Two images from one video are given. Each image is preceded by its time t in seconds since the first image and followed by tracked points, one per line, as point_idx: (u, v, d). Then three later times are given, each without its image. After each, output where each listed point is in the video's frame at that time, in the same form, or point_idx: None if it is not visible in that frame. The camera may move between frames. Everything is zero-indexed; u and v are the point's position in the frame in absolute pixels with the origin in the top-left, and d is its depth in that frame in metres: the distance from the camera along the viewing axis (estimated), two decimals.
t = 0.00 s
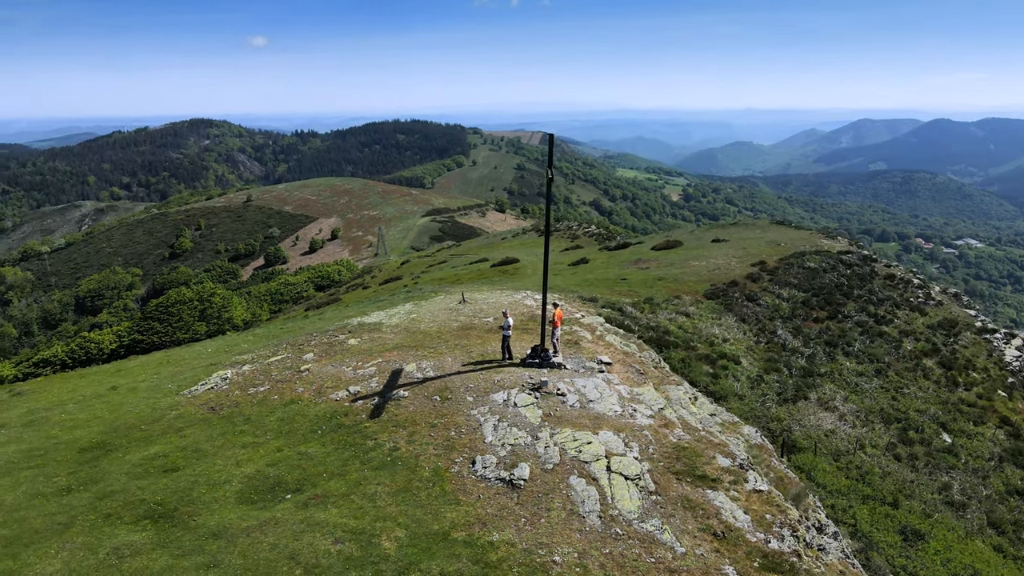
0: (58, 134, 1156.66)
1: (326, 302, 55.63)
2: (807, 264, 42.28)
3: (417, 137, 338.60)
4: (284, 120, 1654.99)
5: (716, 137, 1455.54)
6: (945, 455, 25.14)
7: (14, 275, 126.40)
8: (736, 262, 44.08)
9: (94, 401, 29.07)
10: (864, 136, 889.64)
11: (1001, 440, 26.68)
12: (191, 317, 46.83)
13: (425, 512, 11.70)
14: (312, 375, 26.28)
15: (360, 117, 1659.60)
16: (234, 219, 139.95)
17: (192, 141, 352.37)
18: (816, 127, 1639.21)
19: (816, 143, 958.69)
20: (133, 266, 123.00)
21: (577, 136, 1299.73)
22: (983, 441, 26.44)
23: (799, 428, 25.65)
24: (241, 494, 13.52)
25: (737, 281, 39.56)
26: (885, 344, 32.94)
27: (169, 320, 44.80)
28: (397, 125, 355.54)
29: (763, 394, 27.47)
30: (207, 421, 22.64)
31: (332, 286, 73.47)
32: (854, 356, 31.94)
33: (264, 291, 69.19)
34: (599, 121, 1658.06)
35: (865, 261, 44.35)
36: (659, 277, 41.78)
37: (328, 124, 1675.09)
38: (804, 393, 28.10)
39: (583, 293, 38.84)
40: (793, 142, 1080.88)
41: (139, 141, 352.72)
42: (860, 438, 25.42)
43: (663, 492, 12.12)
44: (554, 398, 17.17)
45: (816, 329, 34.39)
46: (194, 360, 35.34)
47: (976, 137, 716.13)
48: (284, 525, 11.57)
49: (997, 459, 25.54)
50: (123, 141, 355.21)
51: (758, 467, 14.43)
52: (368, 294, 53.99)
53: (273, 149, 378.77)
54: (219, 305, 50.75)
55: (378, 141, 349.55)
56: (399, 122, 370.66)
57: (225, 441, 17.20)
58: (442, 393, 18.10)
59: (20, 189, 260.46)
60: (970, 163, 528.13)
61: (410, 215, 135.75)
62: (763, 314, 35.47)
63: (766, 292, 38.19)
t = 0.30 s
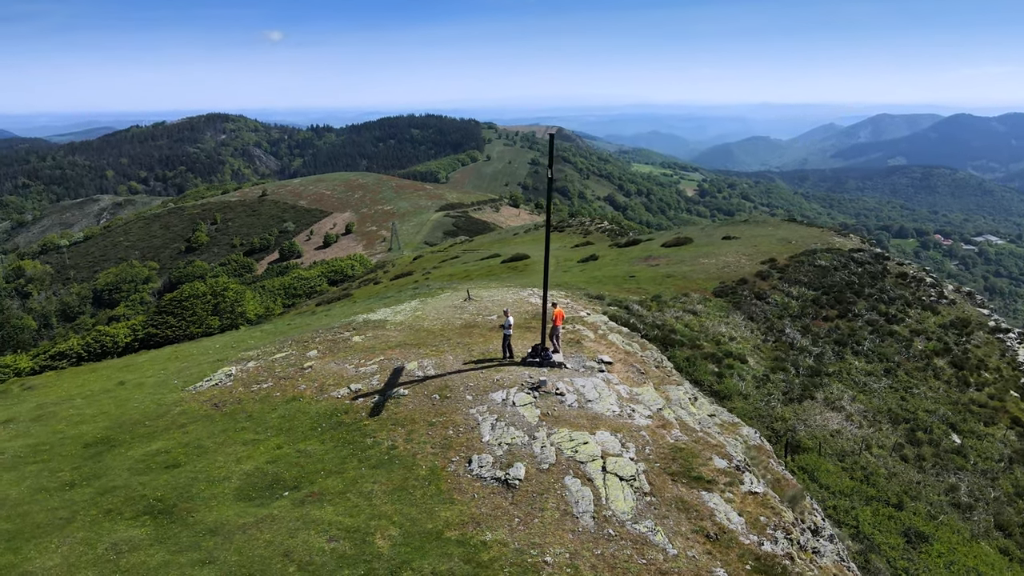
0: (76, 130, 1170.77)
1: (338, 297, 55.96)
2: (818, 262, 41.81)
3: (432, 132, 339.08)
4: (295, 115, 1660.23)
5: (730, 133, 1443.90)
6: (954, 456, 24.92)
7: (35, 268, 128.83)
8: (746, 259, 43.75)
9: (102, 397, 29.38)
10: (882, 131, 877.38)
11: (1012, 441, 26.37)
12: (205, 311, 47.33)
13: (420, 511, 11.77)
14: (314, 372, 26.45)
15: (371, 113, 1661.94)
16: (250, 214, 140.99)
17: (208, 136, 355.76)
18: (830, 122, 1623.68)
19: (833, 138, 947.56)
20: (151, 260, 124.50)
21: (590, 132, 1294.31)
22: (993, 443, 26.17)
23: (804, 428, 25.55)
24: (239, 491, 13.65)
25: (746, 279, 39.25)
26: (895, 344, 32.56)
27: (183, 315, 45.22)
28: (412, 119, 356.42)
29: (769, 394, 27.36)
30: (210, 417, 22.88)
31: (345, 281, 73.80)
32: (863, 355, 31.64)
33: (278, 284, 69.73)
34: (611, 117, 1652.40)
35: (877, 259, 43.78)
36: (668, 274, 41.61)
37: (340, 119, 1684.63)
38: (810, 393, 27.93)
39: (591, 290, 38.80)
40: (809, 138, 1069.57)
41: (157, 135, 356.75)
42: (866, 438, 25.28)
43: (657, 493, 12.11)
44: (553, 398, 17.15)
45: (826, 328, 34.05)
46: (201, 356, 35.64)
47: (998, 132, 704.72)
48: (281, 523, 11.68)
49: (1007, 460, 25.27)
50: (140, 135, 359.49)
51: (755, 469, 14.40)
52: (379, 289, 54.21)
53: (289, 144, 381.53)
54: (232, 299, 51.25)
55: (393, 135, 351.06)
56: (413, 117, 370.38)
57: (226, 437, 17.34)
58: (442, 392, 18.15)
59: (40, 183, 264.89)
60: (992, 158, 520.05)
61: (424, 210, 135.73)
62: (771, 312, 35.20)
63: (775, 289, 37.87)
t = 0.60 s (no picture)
0: (93, 127, 1185.25)
1: (349, 293, 56.16)
2: (828, 261, 41.32)
3: (447, 128, 339.95)
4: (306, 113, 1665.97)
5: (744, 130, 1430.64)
6: (963, 458, 24.66)
7: (55, 263, 131.05)
8: (756, 258, 43.44)
9: (109, 393, 29.69)
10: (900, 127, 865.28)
11: None
12: (218, 306, 47.77)
13: (415, 510, 11.81)
14: (316, 370, 26.58)
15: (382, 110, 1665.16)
16: (265, 210, 141.86)
17: (224, 131, 359.15)
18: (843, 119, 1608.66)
19: (850, 134, 936.81)
20: (167, 255, 125.82)
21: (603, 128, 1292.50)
22: (1004, 445, 25.85)
23: (809, 428, 25.46)
24: (238, 488, 13.76)
25: (756, 278, 38.94)
26: (906, 344, 32.14)
27: (196, 309, 45.48)
28: (426, 115, 357.37)
29: (775, 394, 27.23)
30: (212, 414, 23.05)
31: (358, 277, 74.13)
32: (873, 356, 31.32)
33: (292, 280, 70.31)
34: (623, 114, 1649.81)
35: (889, 258, 43.21)
36: (677, 273, 41.41)
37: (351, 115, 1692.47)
38: (818, 394, 27.74)
39: (599, 288, 38.72)
40: (826, 134, 1057.07)
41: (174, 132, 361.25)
42: (873, 440, 25.13)
43: (652, 494, 12.08)
44: (552, 398, 17.13)
45: (835, 327, 33.71)
46: (208, 352, 35.87)
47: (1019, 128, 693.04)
48: (276, 520, 11.75)
49: (1018, 464, 24.96)
50: (157, 131, 363.85)
51: (753, 471, 14.35)
52: (389, 286, 54.37)
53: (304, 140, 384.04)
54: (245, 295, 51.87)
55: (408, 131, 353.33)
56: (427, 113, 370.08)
57: (228, 434, 17.48)
58: (441, 391, 18.17)
59: (60, 178, 269.54)
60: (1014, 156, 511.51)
61: (438, 206, 135.67)
62: (780, 311, 34.90)
63: (784, 288, 37.57)
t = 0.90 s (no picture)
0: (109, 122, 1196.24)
1: (360, 290, 56.49)
2: (839, 260, 40.91)
3: (461, 124, 340.52)
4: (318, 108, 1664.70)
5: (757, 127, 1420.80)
6: (972, 461, 24.39)
7: (73, 257, 133.26)
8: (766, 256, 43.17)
9: (115, 389, 30.05)
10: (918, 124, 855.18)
11: None
12: (230, 302, 48.46)
13: (410, 510, 11.85)
14: (319, 368, 26.71)
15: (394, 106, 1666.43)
16: (280, 205, 142.66)
17: (240, 127, 362.66)
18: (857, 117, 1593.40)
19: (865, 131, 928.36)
20: (183, 250, 127.26)
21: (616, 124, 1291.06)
22: (1016, 448, 25.47)
23: (815, 429, 25.35)
24: (236, 486, 13.88)
25: (765, 277, 38.70)
26: (917, 345, 31.72)
27: (209, 305, 46.44)
28: (440, 112, 358.29)
29: (780, 395, 27.14)
30: (214, 411, 23.27)
31: (371, 273, 74.50)
32: (882, 357, 31.01)
33: (305, 276, 70.87)
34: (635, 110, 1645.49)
35: (902, 257, 42.57)
36: (686, 271, 41.26)
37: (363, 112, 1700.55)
38: (824, 394, 27.57)
39: (607, 286, 38.68)
40: (842, 131, 1048.12)
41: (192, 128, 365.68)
42: (879, 441, 24.95)
43: (647, 496, 12.08)
44: (550, 398, 17.11)
45: (844, 328, 33.41)
46: (215, 349, 36.23)
47: None
48: (272, 519, 11.82)
49: None
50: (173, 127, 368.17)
51: (750, 474, 14.33)
52: (399, 283, 54.61)
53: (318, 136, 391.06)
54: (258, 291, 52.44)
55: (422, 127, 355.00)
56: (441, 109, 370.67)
57: (228, 432, 17.61)
58: (441, 390, 18.21)
59: (79, 173, 274.13)
60: None
61: (451, 202, 135.61)
62: (788, 311, 34.66)
63: (794, 288, 37.29)
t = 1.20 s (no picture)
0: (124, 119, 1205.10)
1: (371, 286, 56.72)
2: (850, 259, 40.48)
3: (476, 119, 340.88)
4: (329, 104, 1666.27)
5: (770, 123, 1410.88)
6: (980, 463, 24.12)
7: (91, 251, 135.12)
8: (776, 255, 42.84)
9: (121, 384, 30.34)
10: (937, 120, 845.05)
11: None
12: (243, 297, 48.73)
13: (405, 509, 11.90)
14: (321, 366, 26.83)
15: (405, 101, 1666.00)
16: (294, 201, 143.82)
17: (255, 124, 365.65)
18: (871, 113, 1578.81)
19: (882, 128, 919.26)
20: (199, 245, 128.72)
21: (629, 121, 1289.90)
22: None
23: (820, 429, 25.21)
24: (234, 483, 14.00)
25: (775, 275, 38.47)
26: (928, 345, 31.37)
27: (221, 300, 46.71)
28: (455, 108, 359.01)
29: (786, 395, 26.99)
30: (217, 408, 23.46)
31: (383, 268, 74.88)
32: (891, 357, 30.69)
33: (319, 272, 71.27)
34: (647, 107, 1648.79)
35: (915, 256, 41.94)
36: (694, 270, 41.04)
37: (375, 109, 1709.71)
38: (831, 395, 27.38)
39: (615, 284, 38.58)
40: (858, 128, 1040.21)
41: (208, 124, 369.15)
42: (886, 443, 24.73)
43: (642, 498, 12.06)
44: (548, 399, 17.08)
45: (854, 328, 33.10)
46: (221, 346, 36.48)
47: None
48: (268, 517, 11.90)
49: None
50: (189, 123, 371.80)
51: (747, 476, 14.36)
52: (409, 279, 54.79)
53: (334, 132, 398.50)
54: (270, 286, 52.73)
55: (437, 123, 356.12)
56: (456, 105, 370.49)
57: (230, 429, 17.74)
58: (440, 389, 18.26)
59: (96, 169, 277.96)
60: None
61: (465, 197, 135.34)
62: (797, 310, 34.38)
63: (804, 287, 36.97)
